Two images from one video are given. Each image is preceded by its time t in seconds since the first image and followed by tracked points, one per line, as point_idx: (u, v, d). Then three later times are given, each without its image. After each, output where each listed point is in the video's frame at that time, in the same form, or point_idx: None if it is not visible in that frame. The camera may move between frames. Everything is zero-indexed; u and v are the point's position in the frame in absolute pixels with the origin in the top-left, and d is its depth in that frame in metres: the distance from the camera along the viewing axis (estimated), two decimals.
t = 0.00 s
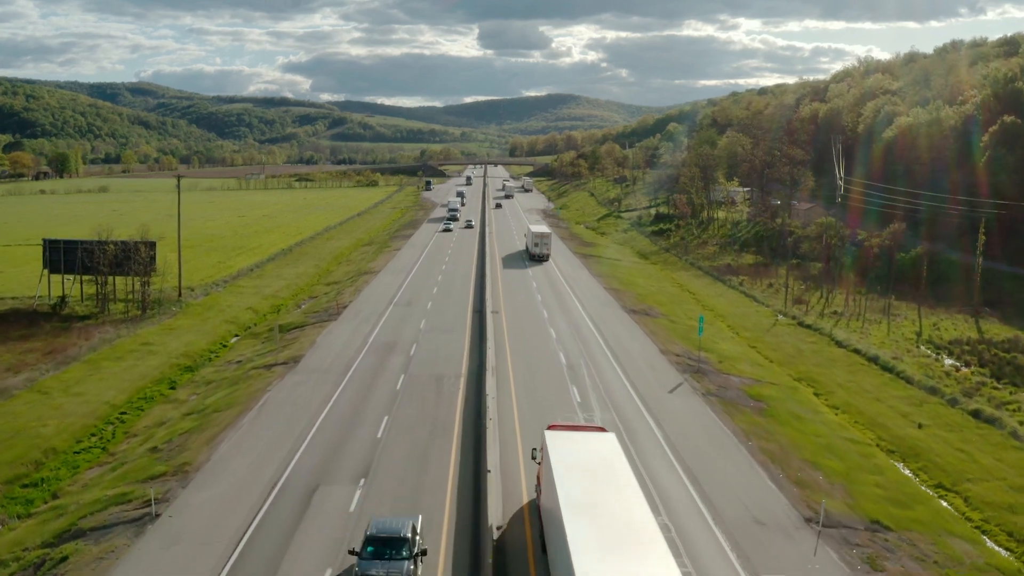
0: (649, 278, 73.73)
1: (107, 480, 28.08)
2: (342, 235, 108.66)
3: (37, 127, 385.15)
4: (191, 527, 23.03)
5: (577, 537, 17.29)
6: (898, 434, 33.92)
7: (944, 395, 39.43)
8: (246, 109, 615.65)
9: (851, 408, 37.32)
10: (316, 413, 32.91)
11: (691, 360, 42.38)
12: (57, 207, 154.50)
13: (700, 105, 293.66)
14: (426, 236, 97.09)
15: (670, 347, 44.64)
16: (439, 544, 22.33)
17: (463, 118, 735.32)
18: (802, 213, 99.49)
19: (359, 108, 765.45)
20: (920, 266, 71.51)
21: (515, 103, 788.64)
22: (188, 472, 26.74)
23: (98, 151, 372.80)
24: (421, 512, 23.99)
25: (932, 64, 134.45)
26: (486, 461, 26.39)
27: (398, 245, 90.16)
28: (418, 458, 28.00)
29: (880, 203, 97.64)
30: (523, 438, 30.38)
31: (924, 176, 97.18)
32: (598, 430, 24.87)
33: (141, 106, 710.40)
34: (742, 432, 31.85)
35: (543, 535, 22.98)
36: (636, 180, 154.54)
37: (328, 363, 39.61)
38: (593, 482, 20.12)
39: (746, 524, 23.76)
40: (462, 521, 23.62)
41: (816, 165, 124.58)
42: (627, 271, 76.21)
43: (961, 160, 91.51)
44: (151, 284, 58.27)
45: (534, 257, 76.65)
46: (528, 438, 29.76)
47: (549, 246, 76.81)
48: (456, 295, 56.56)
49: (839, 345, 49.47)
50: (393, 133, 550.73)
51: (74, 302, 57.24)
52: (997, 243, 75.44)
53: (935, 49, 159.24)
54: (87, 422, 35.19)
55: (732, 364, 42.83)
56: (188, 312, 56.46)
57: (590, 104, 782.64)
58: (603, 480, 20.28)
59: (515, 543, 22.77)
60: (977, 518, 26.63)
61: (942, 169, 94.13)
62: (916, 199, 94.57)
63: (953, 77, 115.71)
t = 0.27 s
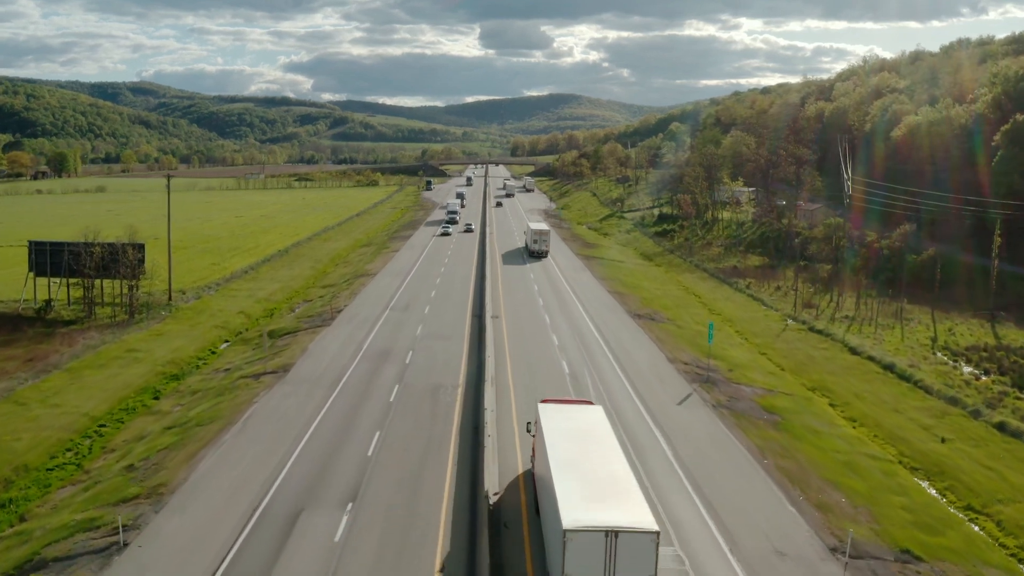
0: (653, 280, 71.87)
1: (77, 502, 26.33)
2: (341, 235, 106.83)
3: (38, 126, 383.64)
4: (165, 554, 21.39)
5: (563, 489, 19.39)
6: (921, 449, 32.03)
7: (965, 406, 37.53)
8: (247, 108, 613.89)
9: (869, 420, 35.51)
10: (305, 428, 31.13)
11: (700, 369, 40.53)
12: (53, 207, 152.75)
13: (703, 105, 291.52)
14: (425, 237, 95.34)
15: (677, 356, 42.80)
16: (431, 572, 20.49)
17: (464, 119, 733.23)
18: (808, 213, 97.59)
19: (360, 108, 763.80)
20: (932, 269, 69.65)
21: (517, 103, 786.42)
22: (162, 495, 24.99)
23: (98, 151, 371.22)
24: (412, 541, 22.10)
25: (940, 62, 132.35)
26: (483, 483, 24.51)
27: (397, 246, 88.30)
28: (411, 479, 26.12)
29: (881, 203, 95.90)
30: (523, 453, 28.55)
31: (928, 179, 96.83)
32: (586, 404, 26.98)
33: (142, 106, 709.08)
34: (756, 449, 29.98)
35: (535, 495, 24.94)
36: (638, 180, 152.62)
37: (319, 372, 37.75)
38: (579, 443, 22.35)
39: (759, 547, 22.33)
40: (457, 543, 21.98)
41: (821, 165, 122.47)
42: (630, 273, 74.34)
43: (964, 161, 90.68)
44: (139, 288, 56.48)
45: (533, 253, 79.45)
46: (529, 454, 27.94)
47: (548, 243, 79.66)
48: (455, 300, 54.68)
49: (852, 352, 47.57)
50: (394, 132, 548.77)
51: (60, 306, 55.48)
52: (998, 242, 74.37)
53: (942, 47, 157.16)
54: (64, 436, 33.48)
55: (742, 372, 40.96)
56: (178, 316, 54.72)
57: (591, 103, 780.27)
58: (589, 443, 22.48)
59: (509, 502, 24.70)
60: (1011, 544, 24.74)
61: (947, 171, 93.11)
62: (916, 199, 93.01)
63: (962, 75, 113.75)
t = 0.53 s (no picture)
0: (656, 283, 70.01)
1: (41, 528, 24.49)
2: (337, 236, 104.90)
3: (37, 126, 382.11)
4: None
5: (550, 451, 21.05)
6: (946, 468, 30.06)
7: (987, 419, 35.61)
8: (247, 108, 612.06)
9: (888, 434, 33.61)
10: (289, 447, 29.21)
11: (708, 379, 38.56)
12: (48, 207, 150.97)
13: (704, 104, 289.58)
14: (423, 238, 93.49)
15: (683, 364, 40.86)
16: None
17: (465, 120, 729.18)
18: (814, 214, 95.66)
19: (360, 108, 762.20)
20: (942, 271, 67.77)
21: (517, 103, 784.63)
22: (131, 523, 23.12)
23: (96, 151, 369.45)
24: None
25: (947, 60, 130.14)
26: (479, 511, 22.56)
27: (394, 247, 86.40)
28: (401, 505, 24.21)
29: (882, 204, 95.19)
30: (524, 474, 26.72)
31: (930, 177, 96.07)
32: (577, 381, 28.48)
33: (142, 105, 707.57)
34: (771, 468, 28.05)
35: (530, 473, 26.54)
36: (639, 180, 150.72)
37: (307, 385, 35.74)
38: (568, 415, 24.09)
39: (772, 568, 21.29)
40: None
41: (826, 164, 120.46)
42: (632, 276, 72.50)
43: (965, 160, 89.90)
44: (125, 291, 54.59)
45: (530, 250, 81.26)
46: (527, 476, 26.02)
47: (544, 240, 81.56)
48: (452, 305, 52.80)
49: (865, 359, 45.63)
50: (393, 132, 546.72)
51: (44, 309, 53.63)
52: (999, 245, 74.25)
53: (947, 45, 155.18)
54: (35, 451, 31.65)
55: (752, 382, 39.09)
56: (165, 321, 52.90)
57: (591, 103, 778.43)
58: (577, 415, 24.28)
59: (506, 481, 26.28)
60: None
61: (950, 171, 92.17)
62: (917, 199, 92.54)
63: (970, 73, 111.69)
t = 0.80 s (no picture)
0: (659, 286, 68.19)
1: None
2: (334, 238, 103.00)
3: (35, 126, 380.27)
4: None
5: (542, 422, 22.95)
6: (972, 488, 28.22)
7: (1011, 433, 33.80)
8: (246, 108, 609.99)
9: (908, 451, 31.78)
10: (271, 468, 27.32)
11: (716, 390, 36.66)
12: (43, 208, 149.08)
13: (705, 104, 287.36)
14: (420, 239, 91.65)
15: (690, 374, 38.96)
16: None
17: (465, 120, 727.05)
18: (820, 215, 93.77)
19: (360, 108, 760.17)
20: (953, 274, 66.06)
21: (517, 102, 782.38)
22: (95, 556, 21.34)
23: (94, 151, 367.29)
24: None
25: (954, 58, 127.97)
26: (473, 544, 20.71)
27: (391, 249, 84.56)
28: (390, 535, 22.38)
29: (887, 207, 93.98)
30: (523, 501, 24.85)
31: (935, 181, 95.51)
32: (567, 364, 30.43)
33: (142, 105, 705.69)
34: (788, 491, 26.14)
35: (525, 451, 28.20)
36: (641, 180, 148.79)
37: (294, 398, 33.82)
38: (560, 391, 26.09)
39: (769, 570, 21.30)
40: None
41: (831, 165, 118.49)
42: (635, 279, 70.67)
43: (965, 159, 89.15)
44: (111, 295, 52.82)
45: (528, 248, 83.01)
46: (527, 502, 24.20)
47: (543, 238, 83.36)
48: (449, 311, 50.98)
49: (879, 367, 43.78)
50: (393, 132, 544.44)
51: (26, 314, 51.84)
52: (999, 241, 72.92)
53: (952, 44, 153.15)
54: (4, 470, 29.90)
55: (763, 393, 37.23)
56: (151, 326, 51.11)
57: (591, 103, 776.23)
58: (568, 391, 26.34)
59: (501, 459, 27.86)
60: None
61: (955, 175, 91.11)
62: (917, 203, 91.43)
63: (977, 71, 109.68)
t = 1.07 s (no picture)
0: (663, 289, 66.33)
1: None
2: (331, 239, 101.10)
3: (35, 126, 378.53)
4: None
5: (535, 396, 24.80)
6: (1004, 513, 26.30)
7: None
8: (245, 108, 607.86)
9: (932, 470, 29.88)
10: (250, 489, 25.43)
11: (725, 402, 34.72)
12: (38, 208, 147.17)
13: (707, 103, 285.17)
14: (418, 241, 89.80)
15: (698, 385, 36.97)
16: None
17: (465, 120, 724.96)
18: (825, 216, 91.91)
19: (360, 108, 758.29)
20: (970, 279, 64.03)
21: (517, 102, 780.20)
22: None
23: (93, 151, 365.27)
24: None
25: (961, 56, 125.72)
26: None
27: (387, 251, 82.67)
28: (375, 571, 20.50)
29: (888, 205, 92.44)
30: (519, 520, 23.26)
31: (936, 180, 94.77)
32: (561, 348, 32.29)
33: (142, 105, 703.88)
34: (808, 517, 24.22)
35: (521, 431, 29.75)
36: (643, 181, 146.85)
37: (280, 411, 31.87)
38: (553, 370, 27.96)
39: (769, 570, 21.06)
40: None
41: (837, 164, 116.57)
42: (638, 282, 68.79)
43: (966, 158, 87.99)
44: (95, 300, 51.03)
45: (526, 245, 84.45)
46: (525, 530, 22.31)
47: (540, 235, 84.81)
48: (446, 316, 49.11)
49: (895, 377, 41.87)
50: (393, 132, 542.34)
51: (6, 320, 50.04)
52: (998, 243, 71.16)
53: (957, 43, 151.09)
54: None
55: (775, 406, 35.34)
56: (136, 332, 49.28)
57: (591, 104, 774.17)
58: (560, 370, 28.22)
59: (497, 442, 29.04)
60: None
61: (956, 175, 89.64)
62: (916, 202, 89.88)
63: (985, 69, 107.67)
